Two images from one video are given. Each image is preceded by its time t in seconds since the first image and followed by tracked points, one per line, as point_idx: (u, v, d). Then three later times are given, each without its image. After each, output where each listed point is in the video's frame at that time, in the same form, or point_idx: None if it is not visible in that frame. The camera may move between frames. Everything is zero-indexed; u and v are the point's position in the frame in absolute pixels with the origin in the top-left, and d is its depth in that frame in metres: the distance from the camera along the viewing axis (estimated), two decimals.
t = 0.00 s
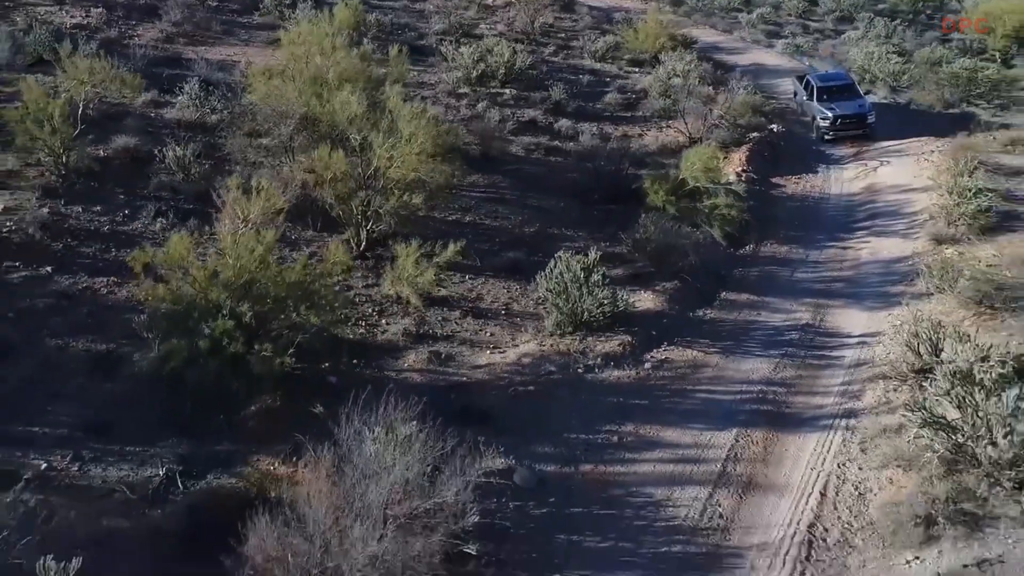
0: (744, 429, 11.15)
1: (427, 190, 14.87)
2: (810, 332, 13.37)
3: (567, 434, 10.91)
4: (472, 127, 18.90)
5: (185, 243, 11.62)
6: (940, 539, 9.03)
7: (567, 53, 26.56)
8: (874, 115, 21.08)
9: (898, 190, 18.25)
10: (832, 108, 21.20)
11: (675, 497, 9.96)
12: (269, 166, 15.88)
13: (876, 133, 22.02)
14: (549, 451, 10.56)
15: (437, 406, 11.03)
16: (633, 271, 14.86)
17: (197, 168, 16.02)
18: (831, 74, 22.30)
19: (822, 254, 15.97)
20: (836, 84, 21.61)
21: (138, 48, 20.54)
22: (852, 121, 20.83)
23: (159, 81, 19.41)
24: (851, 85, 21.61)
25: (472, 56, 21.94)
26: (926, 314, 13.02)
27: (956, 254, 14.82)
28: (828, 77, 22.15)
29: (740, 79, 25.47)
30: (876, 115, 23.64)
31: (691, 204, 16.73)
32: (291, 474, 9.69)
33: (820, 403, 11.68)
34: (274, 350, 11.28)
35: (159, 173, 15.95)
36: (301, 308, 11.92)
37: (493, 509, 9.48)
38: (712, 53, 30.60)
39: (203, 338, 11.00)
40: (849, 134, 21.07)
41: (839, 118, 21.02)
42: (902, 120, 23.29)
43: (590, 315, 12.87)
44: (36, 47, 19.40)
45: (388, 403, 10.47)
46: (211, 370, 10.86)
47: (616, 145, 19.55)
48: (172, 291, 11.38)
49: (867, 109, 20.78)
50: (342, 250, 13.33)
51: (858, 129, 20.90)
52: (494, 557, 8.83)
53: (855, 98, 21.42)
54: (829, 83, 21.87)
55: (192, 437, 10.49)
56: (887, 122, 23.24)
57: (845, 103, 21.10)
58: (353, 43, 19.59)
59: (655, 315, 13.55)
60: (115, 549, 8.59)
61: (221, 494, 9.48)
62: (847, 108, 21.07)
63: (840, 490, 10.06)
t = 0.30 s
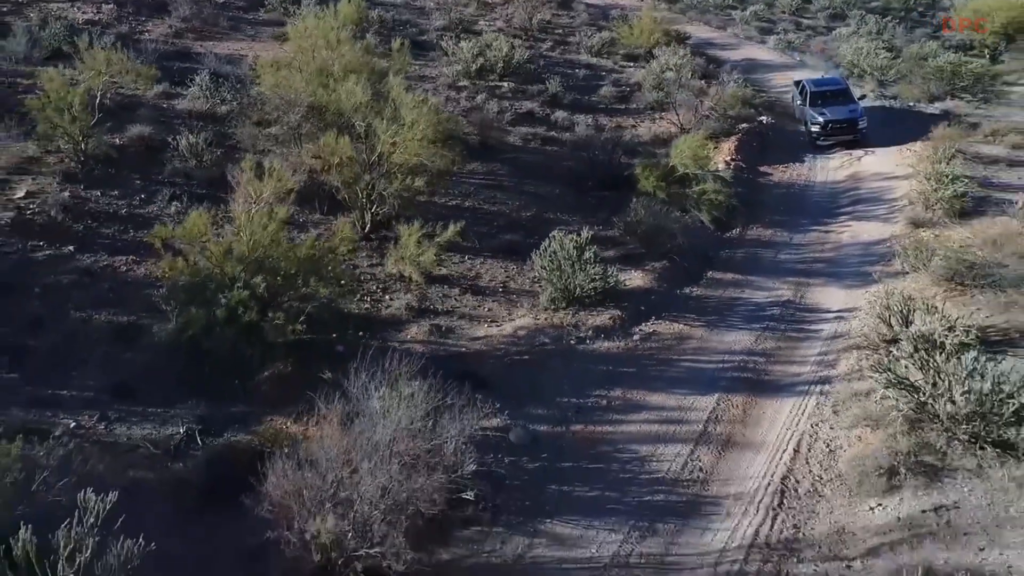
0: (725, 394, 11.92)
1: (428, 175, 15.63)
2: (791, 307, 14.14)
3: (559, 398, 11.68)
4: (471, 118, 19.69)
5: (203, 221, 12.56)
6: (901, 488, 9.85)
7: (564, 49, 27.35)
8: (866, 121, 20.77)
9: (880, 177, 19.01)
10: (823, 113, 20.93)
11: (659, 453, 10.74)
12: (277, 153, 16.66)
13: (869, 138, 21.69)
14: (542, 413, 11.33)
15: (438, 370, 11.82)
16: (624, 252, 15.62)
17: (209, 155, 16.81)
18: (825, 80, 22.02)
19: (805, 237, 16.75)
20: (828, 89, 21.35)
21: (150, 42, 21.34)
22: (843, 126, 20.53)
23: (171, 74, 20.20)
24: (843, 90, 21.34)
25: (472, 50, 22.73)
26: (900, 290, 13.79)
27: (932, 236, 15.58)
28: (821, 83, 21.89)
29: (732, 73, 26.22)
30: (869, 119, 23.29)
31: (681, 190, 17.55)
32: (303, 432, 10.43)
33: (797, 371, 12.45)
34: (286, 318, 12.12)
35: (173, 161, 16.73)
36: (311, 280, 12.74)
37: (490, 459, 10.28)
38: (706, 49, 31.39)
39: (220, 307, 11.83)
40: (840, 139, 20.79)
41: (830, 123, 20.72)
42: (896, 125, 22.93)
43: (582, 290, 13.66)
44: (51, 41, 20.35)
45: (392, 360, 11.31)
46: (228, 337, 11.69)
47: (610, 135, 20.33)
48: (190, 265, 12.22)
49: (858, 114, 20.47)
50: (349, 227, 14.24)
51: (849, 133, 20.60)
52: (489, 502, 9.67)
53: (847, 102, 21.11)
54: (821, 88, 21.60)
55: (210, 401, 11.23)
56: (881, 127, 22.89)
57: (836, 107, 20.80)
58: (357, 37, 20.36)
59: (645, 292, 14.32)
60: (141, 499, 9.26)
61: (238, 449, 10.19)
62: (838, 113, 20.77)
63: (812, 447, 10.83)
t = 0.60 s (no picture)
0: (711, 369, 12.54)
1: (429, 164, 16.24)
2: (776, 290, 14.77)
3: (553, 372, 12.30)
4: (471, 111, 20.30)
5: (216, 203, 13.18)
6: (874, 454, 10.48)
7: (561, 45, 27.96)
8: (857, 128, 20.37)
9: (867, 168, 19.63)
10: (814, 120, 20.56)
11: (647, 422, 11.36)
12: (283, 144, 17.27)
13: (860, 146, 21.31)
14: (537, 385, 11.96)
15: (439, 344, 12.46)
16: (618, 238, 16.23)
17: (217, 146, 17.42)
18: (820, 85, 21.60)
19: (793, 225, 17.36)
20: (821, 95, 20.95)
21: (158, 38, 21.97)
22: (833, 134, 20.17)
23: (179, 69, 20.83)
24: (836, 97, 20.91)
25: (471, 46, 23.35)
26: (881, 272, 14.39)
27: (913, 223, 16.19)
28: (816, 89, 21.45)
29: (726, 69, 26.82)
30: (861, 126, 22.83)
31: (673, 179, 18.17)
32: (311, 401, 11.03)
33: (780, 348, 13.06)
34: (294, 297, 12.75)
35: (183, 151, 17.34)
36: (317, 261, 13.37)
37: (487, 425, 10.93)
38: (701, 46, 32.03)
39: (232, 285, 12.46)
40: (830, 147, 20.45)
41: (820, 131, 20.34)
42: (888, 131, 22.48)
43: (576, 273, 14.27)
44: (64, 37, 20.96)
45: (395, 333, 11.97)
46: (240, 313, 12.33)
47: (605, 128, 20.95)
48: (203, 246, 12.84)
49: (849, 122, 20.09)
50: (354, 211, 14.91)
51: (839, 141, 20.25)
52: (487, 465, 10.32)
53: (839, 110, 20.70)
54: (815, 94, 21.18)
55: (222, 374, 11.82)
56: (873, 133, 22.43)
57: (828, 115, 20.43)
58: (359, 33, 20.99)
59: (637, 275, 14.95)
60: (159, 464, 9.82)
61: (250, 417, 10.78)
62: (829, 121, 20.38)
63: (793, 417, 11.44)
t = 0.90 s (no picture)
0: (698, 345, 13.20)
1: (430, 153, 16.88)
2: (763, 273, 15.43)
3: (548, 347, 12.95)
4: (470, 104, 20.94)
5: (228, 188, 13.89)
6: (850, 420, 11.14)
7: (559, 42, 28.63)
8: (846, 135, 20.10)
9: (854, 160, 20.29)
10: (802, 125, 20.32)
11: (637, 393, 12.03)
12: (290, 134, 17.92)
13: (847, 152, 21.01)
14: (533, 359, 12.62)
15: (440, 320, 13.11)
16: (612, 224, 16.88)
17: (226, 136, 18.08)
18: (811, 91, 21.32)
19: (780, 213, 18.01)
20: (810, 101, 20.67)
21: (167, 34, 22.64)
22: (821, 140, 19.91)
23: (188, 63, 21.50)
24: (826, 102, 20.63)
25: (471, 42, 24.01)
26: (863, 256, 15.04)
27: (896, 210, 16.83)
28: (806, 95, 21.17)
29: (719, 65, 27.48)
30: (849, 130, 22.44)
31: (665, 168, 18.80)
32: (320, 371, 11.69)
33: (765, 326, 13.71)
34: (303, 276, 13.45)
35: (193, 142, 18.00)
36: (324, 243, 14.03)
37: (484, 394, 11.61)
38: (696, 42, 32.69)
39: (243, 266, 13.20)
40: (817, 153, 20.23)
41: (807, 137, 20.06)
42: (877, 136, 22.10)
43: (570, 256, 14.93)
44: (76, 33, 21.65)
45: (397, 309, 12.65)
46: (252, 292, 13.07)
47: (601, 121, 21.60)
48: (215, 228, 13.54)
49: (837, 129, 19.86)
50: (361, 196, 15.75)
51: (827, 148, 19.98)
52: (486, 431, 11.01)
53: (828, 116, 20.43)
54: (804, 99, 20.89)
55: (234, 349, 12.48)
56: (862, 138, 22.06)
57: (816, 120, 20.16)
58: (362, 28, 21.65)
59: (629, 259, 15.62)
60: (177, 428, 10.52)
61: (262, 386, 11.43)
62: (817, 126, 20.12)
63: (774, 388, 12.10)
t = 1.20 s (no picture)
0: (689, 328, 13.72)
1: (431, 145, 17.38)
2: (753, 260, 15.96)
3: (545, 330, 13.47)
4: (470, 99, 21.45)
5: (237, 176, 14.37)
6: (832, 396, 11.66)
7: (558, 39, 29.13)
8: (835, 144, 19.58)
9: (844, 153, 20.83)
10: (789, 132, 19.90)
11: (629, 372, 12.56)
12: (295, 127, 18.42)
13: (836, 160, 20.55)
14: (530, 340, 13.14)
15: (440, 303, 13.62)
16: (608, 214, 17.39)
17: (233, 130, 18.59)
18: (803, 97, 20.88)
19: (772, 204, 18.53)
20: (800, 108, 20.22)
21: (174, 31, 23.17)
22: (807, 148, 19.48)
23: (194, 59, 22.02)
24: (816, 109, 20.17)
25: (471, 39, 24.53)
26: (850, 243, 15.56)
27: (883, 200, 17.35)
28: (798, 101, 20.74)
29: (715, 62, 28.00)
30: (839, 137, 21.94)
31: (660, 161, 19.31)
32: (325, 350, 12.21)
33: (754, 310, 14.23)
34: (309, 261, 13.96)
35: (201, 135, 18.52)
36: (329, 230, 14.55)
37: (483, 373, 12.13)
38: (693, 40, 33.20)
39: (252, 251, 13.69)
40: (804, 160, 19.82)
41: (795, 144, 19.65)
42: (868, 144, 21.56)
43: (566, 244, 15.46)
44: (85, 30, 22.17)
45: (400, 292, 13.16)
46: (260, 276, 13.58)
47: (598, 116, 22.11)
48: (225, 215, 14.03)
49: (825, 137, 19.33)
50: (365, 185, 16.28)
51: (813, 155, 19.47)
52: (484, 406, 11.53)
53: (817, 123, 19.97)
54: (795, 106, 20.46)
55: (243, 331, 12.99)
56: (852, 146, 21.56)
57: (804, 127, 19.70)
58: (365, 24, 22.16)
59: (624, 247, 16.14)
60: (191, 402, 11.02)
61: (270, 364, 11.94)
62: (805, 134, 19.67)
63: (761, 367, 12.63)
